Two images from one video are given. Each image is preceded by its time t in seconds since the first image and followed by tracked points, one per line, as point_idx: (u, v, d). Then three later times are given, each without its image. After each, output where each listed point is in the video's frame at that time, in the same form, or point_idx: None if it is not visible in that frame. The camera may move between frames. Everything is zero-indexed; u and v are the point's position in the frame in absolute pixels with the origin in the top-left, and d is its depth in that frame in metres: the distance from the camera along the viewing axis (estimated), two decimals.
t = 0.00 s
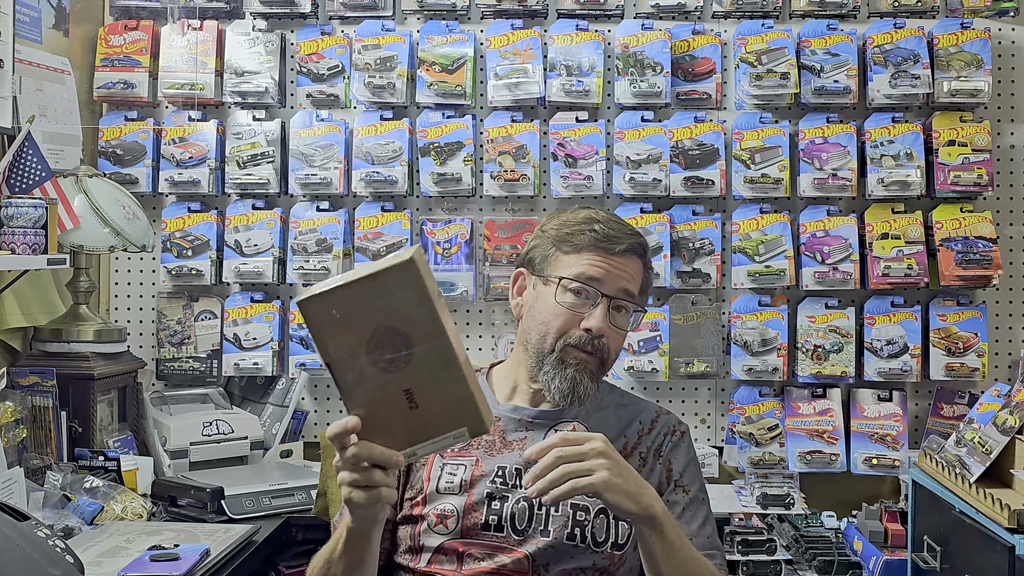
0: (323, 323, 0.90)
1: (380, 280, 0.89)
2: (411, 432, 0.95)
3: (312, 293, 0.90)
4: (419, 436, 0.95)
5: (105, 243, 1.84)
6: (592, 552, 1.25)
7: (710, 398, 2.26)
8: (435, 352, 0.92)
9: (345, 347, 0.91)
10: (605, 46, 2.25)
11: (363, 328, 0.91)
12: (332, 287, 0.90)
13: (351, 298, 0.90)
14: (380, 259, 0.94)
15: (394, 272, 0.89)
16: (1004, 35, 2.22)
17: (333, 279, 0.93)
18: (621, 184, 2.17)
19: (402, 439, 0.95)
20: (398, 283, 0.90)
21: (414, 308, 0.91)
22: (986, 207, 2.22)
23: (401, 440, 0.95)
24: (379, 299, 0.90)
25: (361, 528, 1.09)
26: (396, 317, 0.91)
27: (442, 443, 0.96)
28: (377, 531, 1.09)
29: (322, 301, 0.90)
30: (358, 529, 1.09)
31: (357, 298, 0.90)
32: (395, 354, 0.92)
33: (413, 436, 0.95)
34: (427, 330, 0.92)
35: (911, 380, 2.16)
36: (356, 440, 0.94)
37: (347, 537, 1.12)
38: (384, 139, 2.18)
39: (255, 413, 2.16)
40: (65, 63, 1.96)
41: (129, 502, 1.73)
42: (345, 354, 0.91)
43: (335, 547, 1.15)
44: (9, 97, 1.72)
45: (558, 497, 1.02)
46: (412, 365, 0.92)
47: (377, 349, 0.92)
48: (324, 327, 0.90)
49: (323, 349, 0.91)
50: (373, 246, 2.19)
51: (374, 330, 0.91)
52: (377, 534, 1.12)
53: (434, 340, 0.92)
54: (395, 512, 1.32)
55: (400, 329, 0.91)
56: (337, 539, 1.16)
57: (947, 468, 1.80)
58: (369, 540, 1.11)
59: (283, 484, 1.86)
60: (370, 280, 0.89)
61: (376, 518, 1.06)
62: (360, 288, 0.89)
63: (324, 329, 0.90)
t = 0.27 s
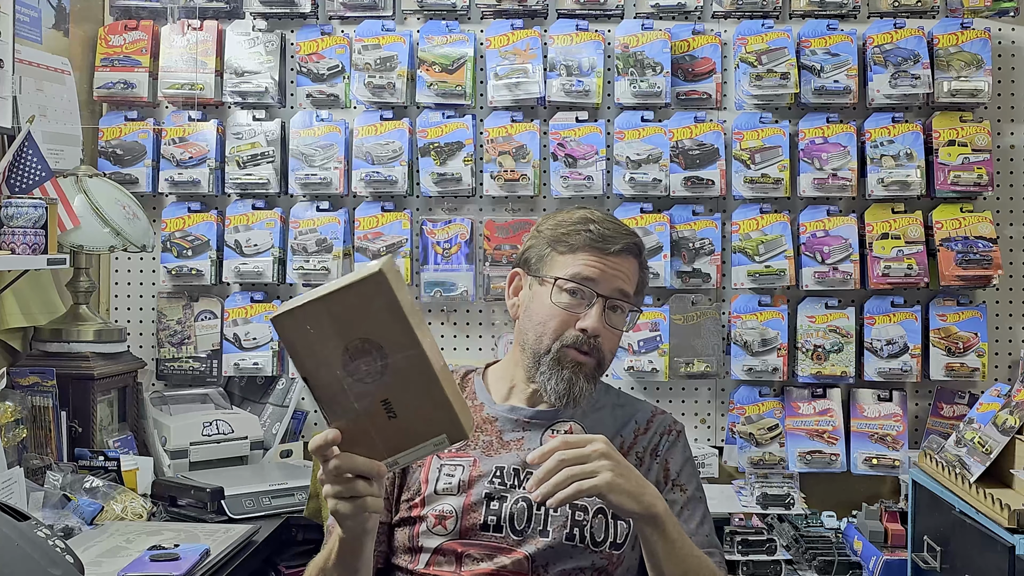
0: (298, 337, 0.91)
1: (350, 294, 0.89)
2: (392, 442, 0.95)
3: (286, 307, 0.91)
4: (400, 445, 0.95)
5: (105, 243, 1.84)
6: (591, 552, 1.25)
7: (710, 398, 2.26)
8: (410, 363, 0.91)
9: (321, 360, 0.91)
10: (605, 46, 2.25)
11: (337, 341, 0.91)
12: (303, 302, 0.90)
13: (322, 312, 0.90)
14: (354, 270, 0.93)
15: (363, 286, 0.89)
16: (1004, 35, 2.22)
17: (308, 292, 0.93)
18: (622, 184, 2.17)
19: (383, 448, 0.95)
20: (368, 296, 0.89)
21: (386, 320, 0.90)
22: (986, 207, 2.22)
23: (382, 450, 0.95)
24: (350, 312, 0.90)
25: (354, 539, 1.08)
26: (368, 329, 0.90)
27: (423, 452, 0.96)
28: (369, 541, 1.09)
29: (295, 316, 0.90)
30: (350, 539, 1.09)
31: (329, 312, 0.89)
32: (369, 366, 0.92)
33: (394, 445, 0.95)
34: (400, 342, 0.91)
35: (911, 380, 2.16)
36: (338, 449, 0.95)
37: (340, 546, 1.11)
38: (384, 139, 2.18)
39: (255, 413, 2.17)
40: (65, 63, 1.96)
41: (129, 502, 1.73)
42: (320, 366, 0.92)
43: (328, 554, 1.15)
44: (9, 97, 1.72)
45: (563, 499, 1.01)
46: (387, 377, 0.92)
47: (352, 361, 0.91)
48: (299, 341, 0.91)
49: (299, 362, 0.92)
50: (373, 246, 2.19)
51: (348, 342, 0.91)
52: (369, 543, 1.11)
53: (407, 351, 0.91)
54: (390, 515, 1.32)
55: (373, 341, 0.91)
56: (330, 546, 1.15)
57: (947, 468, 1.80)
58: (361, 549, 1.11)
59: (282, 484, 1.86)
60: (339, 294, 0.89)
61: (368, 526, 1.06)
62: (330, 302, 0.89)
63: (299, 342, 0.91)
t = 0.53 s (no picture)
0: (285, 348, 0.90)
1: (335, 302, 0.88)
2: (387, 446, 0.94)
3: (271, 319, 0.89)
4: (395, 449, 0.95)
5: (105, 243, 1.84)
6: (594, 549, 1.25)
7: (710, 398, 2.25)
8: (400, 368, 0.91)
9: (309, 370, 0.90)
10: (605, 46, 2.25)
11: (325, 350, 0.90)
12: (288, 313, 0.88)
13: (308, 322, 0.89)
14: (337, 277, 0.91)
15: (349, 293, 0.88)
16: (1004, 35, 2.22)
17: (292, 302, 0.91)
18: (622, 184, 2.17)
19: (379, 453, 0.95)
20: (354, 304, 0.88)
21: (373, 325, 0.89)
22: (986, 207, 2.22)
23: (378, 454, 0.95)
24: (338, 320, 0.89)
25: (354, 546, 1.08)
26: (356, 336, 0.89)
27: (419, 453, 0.96)
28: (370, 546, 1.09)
29: (282, 327, 0.89)
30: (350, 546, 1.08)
31: (315, 322, 0.88)
32: (360, 372, 0.91)
33: (389, 449, 0.95)
34: (389, 347, 0.90)
35: (911, 380, 2.16)
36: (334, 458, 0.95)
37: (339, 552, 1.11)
38: (384, 139, 2.18)
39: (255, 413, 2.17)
40: (65, 63, 1.96)
41: (128, 502, 1.73)
42: (309, 376, 0.90)
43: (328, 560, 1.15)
44: (9, 96, 1.72)
45: (583, 501, 1.01)
46: (378, 383, 0.91)
47: (341, 369, 0.91)
48: (287, 352, 0.90)
49: (288, 373, 0.91)
50: (373, 246, 2.19)
51: (337, 350, 0.90)
52: (370, 548, 1.11)
53: (397, 355, 0.91)
54: (388, 518, 1.31)
55: (362, 347, 0.90)
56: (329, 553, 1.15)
57: (947, 468, 1.80)
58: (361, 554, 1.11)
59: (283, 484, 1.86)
60: (325, 303, 0.88)
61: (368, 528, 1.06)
62: (316, 311, 0.88)
63: (286, 353, 0.90)
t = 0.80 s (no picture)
0: (300, 335, 0.91)
1: (350, 286, 0.91)
2: (399, 434, 0.95)
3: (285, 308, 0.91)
4: (407, 437, 0.96)
5: (104, 243, 1.84)
6: (600, 548, 1.25)
7: (710, 398, 2.26)
8: (413, 352, 0.93)
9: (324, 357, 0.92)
10: (605, 46, 2.25)
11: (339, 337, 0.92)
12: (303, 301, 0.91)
13: (324, 308, 0.91)
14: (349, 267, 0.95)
15: (364, 278, 0.90)
16: (1004, 35, 2.22)
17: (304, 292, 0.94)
18: (622, 184, 2.17)
19: (391, 442, 0.95)
20: (369, 289, 0.91)
21: (388, 310, 0.92)
22: (986, 207, 2.22)
23: (391, 444, 0.96)
24: (353, 305, 0.91)
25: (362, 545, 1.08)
26: (370, 321, 0.92)
27: (430, 441, 0.97)
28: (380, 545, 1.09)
29: (297, 314, 0.91)
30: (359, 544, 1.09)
31: (330, 307, 0.91)
32: (374, 358, 0.93)
33: (401, 438, 0.96)
34: (403, 331, 0.93)
35: (911, 380, 2.16)
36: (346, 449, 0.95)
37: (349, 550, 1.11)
38: (384, 139, 2.18)
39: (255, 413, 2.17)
40: (65, 62, 1.97)
41: (129, 502, 1.73)
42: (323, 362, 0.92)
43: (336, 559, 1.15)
44: (9, 96, 1.72)
45: (594, 503, 1.01)
46: (391, 368, 0.93)
47: (355, 355, 0.93)
48: (301, 339, 0.91)
49: (301, 361, 0.92)
50: (373, 246, 2.19)
51: (350, 336, 0.92)
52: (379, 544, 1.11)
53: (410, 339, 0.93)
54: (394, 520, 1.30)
55: (376, 333, 0.92)
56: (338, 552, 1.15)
57: (947, 468, 1.80)
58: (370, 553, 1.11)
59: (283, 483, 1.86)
60: (340, 288, 0.90)
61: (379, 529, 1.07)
62: (332, 296, 0.91)
63: (301, 341, 0.91)
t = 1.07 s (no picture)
0: (332, 326, 0.94)
1: (387, 286, 0.94)
2: (415, 436, 0.98)
3: (322, 297, 0.94)
4: (422, 440, 0.98)
5: (104, 243, 1.84)
6: (601, 549, 1.25)
7: (710, 398, 2.26)
8: (440, 358, 0.96)
9: (352, 350, 0.95)
10: (605, 46, 2.25)
11: (369, 333, 0.95)
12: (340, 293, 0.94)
13: (358, 303, 0.94)
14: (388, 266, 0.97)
15: (403, 279, 0.94)
16: (1004, 35, 2.22)
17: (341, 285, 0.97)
18: (621, 184, 2.17)
19: (406, 443, 0.98)
20: (405, 290, 0.94)
21: (420, 314, 0.95)
22: (986, 207, 2.22)
23: (405, 444, 0.98)
24: (387, 305, 0.94)
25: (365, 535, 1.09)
26: (402, 322, 0.95)
27: (444, 448, 1.00)
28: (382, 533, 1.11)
29: (332, 304, 0.94)
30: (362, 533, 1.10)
31: (366, 303, 0.94)
32: (401, 359, 0.96)
33: (416, 440, 0.98)
34: (433, 336, 0.96)
35: (911, 380, 2.16)
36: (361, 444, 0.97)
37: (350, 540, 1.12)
38: (384, 139, 2.18)
39: (255, 413, 2.16)
40: (65, 62, 1.97)
41: (129, 502, 1.73)
42: (351, 356, 0.95)
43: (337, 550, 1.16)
44: (8, 96, 1.71)
45: (589, 508, 1.01)
46: (417, 370, 0.96)
47: (383, 354, 0.95)
48: (333, 330, 0.94)
49: (330, 351, 0.95)
50: (373, 246, 2.19)
51: (380, 335, 0.95)
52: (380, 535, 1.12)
53: (438, 345, 0.96)
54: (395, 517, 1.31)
55: (406, 334, 0.95)
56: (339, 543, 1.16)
57: (947, 468, 1.80)
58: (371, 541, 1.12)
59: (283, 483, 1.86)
60: (377, 286, 0.93)
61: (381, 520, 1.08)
62: (369, 292, 0.94)
63: (333, 332, 0.94)
